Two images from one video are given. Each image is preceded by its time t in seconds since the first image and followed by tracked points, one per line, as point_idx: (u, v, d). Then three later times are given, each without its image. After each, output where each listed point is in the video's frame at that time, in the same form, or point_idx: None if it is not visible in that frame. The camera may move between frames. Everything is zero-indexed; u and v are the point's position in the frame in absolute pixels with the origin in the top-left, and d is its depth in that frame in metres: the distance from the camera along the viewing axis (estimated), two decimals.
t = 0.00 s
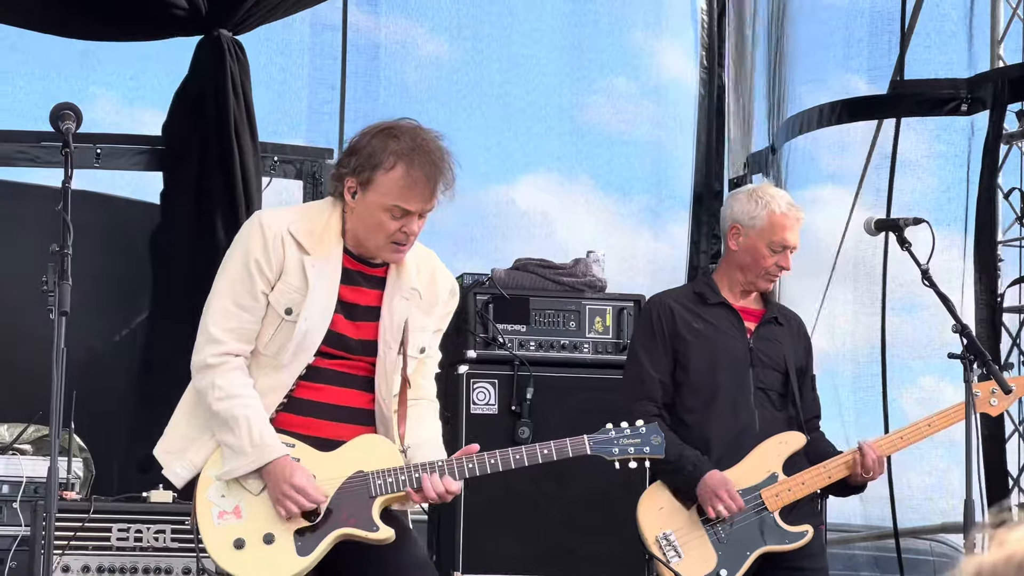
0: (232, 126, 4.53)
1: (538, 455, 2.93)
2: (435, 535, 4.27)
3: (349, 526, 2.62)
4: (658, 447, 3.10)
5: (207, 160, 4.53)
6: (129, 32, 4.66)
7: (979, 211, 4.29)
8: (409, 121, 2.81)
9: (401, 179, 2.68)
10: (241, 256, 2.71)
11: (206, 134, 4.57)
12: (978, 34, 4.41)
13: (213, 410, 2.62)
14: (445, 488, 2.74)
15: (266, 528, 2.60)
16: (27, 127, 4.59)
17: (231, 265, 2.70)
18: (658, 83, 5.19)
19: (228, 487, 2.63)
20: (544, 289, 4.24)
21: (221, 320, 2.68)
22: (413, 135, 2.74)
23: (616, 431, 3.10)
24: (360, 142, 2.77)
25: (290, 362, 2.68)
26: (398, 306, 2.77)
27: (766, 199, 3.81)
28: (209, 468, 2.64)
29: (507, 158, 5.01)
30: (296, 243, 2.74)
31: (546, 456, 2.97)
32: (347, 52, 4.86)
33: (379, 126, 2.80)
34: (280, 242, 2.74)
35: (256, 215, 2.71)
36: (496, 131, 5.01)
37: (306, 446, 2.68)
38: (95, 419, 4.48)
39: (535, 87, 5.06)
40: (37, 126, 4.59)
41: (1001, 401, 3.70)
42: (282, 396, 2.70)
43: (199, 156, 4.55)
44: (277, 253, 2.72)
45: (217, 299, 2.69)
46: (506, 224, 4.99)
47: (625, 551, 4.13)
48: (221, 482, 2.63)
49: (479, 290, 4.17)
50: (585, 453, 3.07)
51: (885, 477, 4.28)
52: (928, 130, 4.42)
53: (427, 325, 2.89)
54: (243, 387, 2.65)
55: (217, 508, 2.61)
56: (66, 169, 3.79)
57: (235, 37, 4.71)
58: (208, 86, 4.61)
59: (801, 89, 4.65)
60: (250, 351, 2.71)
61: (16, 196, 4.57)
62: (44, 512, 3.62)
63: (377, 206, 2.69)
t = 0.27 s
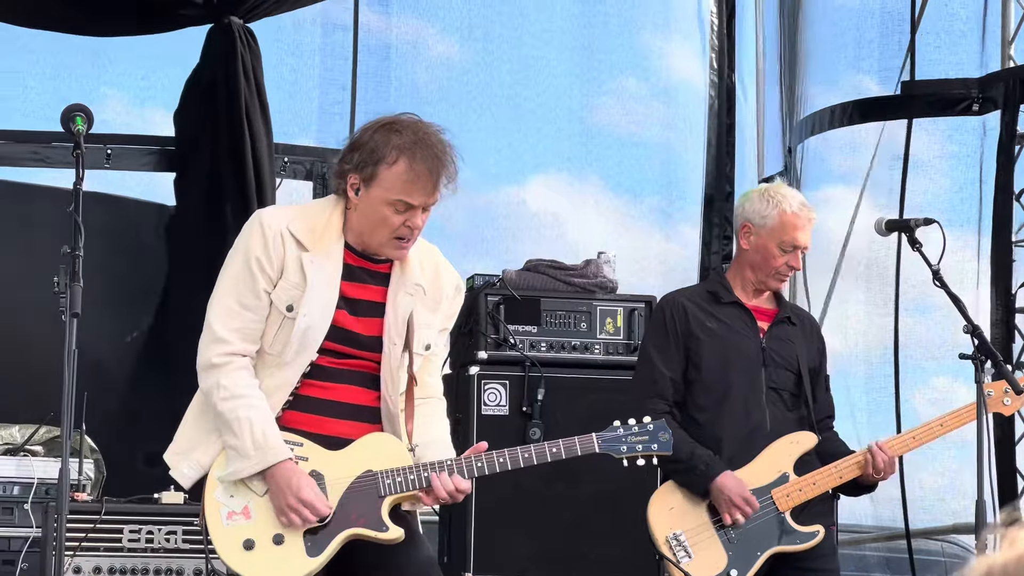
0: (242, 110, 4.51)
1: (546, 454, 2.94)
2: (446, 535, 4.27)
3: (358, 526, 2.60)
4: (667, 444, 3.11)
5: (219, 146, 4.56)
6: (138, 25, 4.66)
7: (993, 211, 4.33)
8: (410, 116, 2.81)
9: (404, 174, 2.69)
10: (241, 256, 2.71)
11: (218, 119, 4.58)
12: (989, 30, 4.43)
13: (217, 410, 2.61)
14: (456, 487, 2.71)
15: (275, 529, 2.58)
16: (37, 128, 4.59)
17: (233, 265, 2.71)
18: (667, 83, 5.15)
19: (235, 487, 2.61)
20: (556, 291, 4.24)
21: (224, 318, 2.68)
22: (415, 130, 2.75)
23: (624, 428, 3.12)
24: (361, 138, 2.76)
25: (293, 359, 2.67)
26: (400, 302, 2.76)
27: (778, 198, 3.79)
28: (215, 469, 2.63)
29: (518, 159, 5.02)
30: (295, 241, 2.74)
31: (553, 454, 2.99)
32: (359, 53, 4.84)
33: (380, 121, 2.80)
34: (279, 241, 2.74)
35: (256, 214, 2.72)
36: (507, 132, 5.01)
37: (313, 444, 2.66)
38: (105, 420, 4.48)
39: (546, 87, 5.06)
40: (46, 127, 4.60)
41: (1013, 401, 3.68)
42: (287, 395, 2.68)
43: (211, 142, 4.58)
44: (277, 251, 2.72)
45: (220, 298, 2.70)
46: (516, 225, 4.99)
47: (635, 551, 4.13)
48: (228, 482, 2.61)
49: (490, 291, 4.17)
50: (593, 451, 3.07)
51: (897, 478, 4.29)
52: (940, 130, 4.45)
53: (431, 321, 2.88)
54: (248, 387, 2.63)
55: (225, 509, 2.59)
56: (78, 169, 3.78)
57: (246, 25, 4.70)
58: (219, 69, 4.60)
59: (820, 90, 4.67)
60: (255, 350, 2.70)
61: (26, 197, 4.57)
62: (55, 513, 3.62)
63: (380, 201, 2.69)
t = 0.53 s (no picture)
0: (260, 93, 4.37)
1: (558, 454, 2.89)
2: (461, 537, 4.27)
3: (370, 528, 2.59)
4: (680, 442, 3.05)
5: (234, 128, 4.39)
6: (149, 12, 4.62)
7: (1006, 214, 4.39)
8: (424, 118, 2.83)
9: (419, 175, 2.70)
10: (257, 255, 2.71)
11: (233, 101, 4.42)
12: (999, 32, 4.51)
13: (235, 409, 2.60)
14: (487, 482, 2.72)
15: (288, 530, 2.57)
16: (50, 130, 4.60)
17: (247, 264, 2.70)
18: (682, 85, 5.15)
19: (249, 488, 2.60)
20: (570, 292, 4.24)
21: (238, 317, 2.67)
22: (430, 132, 2.76)
23: (636, 426, 3.05)
24: (376, 140, 2.77)
25: (307, 360, 2.66)
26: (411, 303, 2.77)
27: (792, 198, 3.79)
28: (229, 469, 2.62)
29: (531, 160, 5.01)
30: (311, 241, 2.73)
31: (566, 453, 2.92)
32: (371, 54, 4.82)
33: (393, 122, 2.81)
34: (296, 240, 2.73)
35: (271, 213, 2.72)
36: (520, 134, 5.01)
37: (325, 445, 2.65)
38: (118, 421, 4.49)
39: (559, 89, 5.06)
40: (60, 129, 4.61)
41: None
42: (300, 395, 2.68)
43: (226, 126, 4.42)
44: (293, 250, 2.71)
45: (233, 297, 2.69)
46: (528, 227, 4.99)
47: (649, 552, 4.12)
48: (242, 483, 2.60)
49: (503, 292, 4.16)
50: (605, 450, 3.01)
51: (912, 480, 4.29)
52: (956, 132, 4.54)
53: (444, 322, 2.88)
54: (263, 385, 2.62)
55: (238, 510, 2.57)
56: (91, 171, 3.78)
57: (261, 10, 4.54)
58: (234, 51, 4.44)
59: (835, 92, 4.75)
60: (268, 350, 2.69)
61: (39, 199, 4.57)
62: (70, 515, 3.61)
63: (395, 201, 2.70)
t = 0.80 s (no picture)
0: (290, 88, 4.38)
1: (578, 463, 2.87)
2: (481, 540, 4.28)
3: (387, 534, 2.59)
4: (698, 453, 3.06)
5: (263, 123, 4.40)
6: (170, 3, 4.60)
7: None
8: (449, 123, 2.80)
9: (442, 182, 2.67)
10: (277, 260, 2.72)
11: (262, 96, 4.42)
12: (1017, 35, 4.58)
13: (251, 412, 2.60)
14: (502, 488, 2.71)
15: (306, 534, 2.58)
16: (70, 132, 4.62)
17: (268, 268, 2.71)
18: (701, 86, 5.15)
19: (267, 491, 2.62)
20: (589, 294, 4.24)
21: (259, 321, 2.67)
22: (454, 138, 2.73)
23: (655, 437, 3.04)
24: (400, 145, 2.76)
25: (327, 363, 2.66)
26: (434, 309, 2.76)
27: (809, 198, 3.78)
28: (247, 472, 2.63)
29: (550, 160, 5.03)
30: (332, 245, 2.74)
31: (585, 462, 2.90)
32: (389, 57, 4.84)
33: (418, 128, 2.79)
34: (316, 245, 2.74)
35: (292, 218, 2.73)
36: (537, 136, 5.02)
37: (344, 449, 2.66)
38: (137, 423, 4.50)
39: (577, 90, 5.07)
40: (79, 131, 4.63)
41: None
42: (319, 398, 2.67)
43: (256, 121, 4.43)
44: (313, 254, 2.72)
45: (254, 302, 2.69)
46: (546, 228, 5.00)
47: (669, 555, 4.12)
48: (260, 486, 2.62)
49: (523, 294, 4.17)
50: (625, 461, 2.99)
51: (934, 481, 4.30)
52: (976, 134, 4.58)
53: (465, 328, 2.87)
54: (280, 389, 2.62)
55: (256, 513, 2.59)
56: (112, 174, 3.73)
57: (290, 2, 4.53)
58: (263, 47, 4.44)
59: (860, 95, 4.82)
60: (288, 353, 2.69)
61: (58, 200, 4.58)
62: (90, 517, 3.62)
63: (418, 208, 2.68)
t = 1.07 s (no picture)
0: (330, 89, 4.39)
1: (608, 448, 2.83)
2: (508, 542, 4.26)
3: (421, 523, 2.57)
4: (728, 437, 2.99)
5: (302, 125, 4.40)
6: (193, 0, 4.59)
7: None
8: (485, 129, 2.79)
9: (476, 189, 2.66)
10: (312, 254, 2.73)
11: (302, 98, 4.42)
12: None
13: (286, 405, 2.59)
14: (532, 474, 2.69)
15: (339, 526, 2.55)
16: (99, 134, 4.65)
17: (302, 262, 2.73)
18: (728, 89, 5.16)
19: (300, 484, 2.59)
20: (618, 295, 4.25)
21: (294, 316, 2.67)
22: (488, 146, 2.72)
23: (686, 420, 2.97)
24: (435, 151, 2.75)
25: (362, 358, 2.67)
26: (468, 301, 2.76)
27: (839, 206, 3.77)
28: (281, 466, 2.61)
29: (577, 164, 5.06)
30: (365, 241, 2.75)
31: (616, 448, 2.85)
32: (419, 61, 4.88)
33: (453, 133, 2.78)
34: (349, 240, 2.75)
35: (326, 213, 2.74)
36: (565, 140, 5.06)
37: (375, 444, 2.64)
38: (166, 426, 4.51)
39: (604, 93, 5.09)
40: (109, 134, 4.66)
41: None
42: (353, 393, 2.67)
43: (294, 122, 4.43)
44: (347, 249, 2.73)
45: (288, 297, 2.70)
46: (573, 230, 5.03)
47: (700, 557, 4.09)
48: (293, 480, 2.59)
49: (553, 296, 4.18)
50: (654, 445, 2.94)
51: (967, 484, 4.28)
52: (1005, 137, 4.50)
53: (500, 321, 2.86)
54: (314, 383, 2.62)
55: (290, 507, 2.56)
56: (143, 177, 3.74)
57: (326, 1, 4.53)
58: (301, 48, 4.45)
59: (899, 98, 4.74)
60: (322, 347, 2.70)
61: (87, 203, 4.60)
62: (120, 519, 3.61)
63: (452, 215, 2.67)
